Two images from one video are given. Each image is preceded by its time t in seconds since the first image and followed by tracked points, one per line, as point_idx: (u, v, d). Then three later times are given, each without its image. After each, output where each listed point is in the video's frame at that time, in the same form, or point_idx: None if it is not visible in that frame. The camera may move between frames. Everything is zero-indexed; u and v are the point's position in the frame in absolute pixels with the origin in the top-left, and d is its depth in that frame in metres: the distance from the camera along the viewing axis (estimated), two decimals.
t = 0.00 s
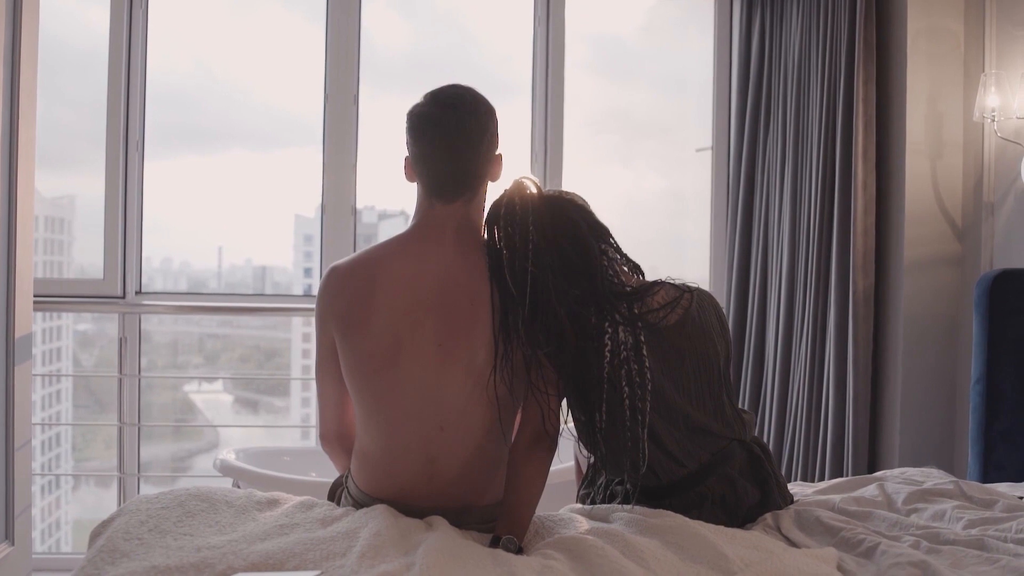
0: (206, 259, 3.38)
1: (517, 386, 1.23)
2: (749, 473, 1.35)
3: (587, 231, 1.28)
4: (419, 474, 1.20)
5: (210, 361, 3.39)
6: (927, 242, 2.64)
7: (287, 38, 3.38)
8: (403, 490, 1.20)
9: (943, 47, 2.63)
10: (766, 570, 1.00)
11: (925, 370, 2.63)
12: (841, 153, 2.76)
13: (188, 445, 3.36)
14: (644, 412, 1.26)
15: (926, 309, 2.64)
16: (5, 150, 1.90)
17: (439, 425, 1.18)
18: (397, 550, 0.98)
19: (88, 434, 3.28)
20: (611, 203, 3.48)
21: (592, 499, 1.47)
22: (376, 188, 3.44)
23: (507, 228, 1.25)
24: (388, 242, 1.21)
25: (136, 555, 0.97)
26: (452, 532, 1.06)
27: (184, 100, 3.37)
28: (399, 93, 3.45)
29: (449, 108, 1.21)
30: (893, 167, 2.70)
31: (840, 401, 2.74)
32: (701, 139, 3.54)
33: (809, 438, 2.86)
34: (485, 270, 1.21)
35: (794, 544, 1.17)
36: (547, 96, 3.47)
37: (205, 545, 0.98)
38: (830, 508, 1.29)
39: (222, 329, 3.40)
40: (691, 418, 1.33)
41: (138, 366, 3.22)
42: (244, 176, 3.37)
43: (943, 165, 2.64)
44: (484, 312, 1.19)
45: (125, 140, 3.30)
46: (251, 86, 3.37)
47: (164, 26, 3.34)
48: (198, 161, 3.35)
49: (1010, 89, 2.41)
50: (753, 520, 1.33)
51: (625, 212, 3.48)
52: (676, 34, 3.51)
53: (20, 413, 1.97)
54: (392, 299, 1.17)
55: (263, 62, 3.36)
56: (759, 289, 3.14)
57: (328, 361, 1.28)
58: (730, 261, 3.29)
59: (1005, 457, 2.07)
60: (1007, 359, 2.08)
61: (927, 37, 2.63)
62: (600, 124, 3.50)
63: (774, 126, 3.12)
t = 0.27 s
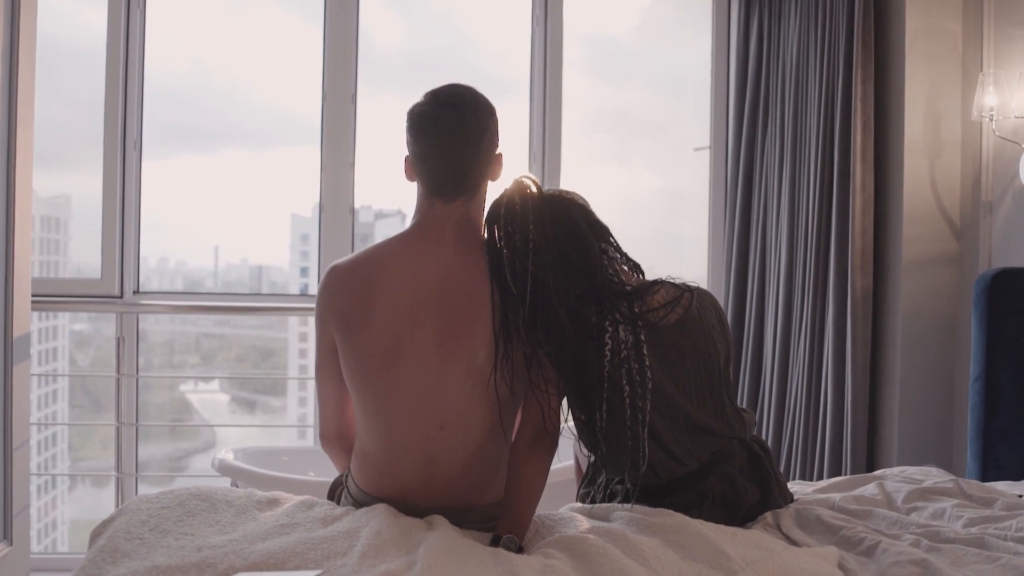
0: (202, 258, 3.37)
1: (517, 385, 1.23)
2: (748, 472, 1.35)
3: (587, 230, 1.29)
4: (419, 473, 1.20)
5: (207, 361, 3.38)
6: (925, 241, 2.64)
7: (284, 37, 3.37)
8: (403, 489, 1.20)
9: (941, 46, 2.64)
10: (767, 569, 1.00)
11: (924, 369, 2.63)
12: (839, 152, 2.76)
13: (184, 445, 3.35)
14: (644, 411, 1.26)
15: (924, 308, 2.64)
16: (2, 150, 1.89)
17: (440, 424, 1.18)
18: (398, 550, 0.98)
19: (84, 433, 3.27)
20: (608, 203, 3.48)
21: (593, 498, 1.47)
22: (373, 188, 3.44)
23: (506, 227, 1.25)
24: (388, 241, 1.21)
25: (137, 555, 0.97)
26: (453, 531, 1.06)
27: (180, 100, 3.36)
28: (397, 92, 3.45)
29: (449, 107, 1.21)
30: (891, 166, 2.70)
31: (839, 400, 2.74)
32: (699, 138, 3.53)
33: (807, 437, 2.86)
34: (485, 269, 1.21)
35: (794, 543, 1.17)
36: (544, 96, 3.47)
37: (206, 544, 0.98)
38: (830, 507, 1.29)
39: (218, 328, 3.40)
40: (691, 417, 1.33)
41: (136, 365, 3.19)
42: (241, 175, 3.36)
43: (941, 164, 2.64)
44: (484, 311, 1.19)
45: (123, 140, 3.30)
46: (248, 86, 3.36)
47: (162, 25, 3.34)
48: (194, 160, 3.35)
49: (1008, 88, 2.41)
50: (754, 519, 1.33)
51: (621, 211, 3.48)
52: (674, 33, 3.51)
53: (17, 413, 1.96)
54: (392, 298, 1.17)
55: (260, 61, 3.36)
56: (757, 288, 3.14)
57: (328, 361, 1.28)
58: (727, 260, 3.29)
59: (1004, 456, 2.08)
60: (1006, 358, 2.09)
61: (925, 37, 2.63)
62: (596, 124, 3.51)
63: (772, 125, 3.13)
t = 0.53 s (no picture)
0: (198, 258, 3.36)
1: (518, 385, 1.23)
2: (748, 470, 1.35)
3: (587, 229, 1.29)
4: (420, 473, 1.20)
5: (203, 361, 3.36)
6: (923, 240, 2.65)
7: (282, 37, 3.37)
8: (404, 489, 1.20)
9: (940, 45, 2.64)
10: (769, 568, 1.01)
11: (923, 368, 2.64)
12: (837, 151, 2.77)
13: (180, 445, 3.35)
14: (644, 410, 1.27)
15: (922, 306, 2.65)
16: None
17: (440, 424, 1.18)
18: (399, 549, 0.98)
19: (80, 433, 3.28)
20: (605, 202, 3.48)
21: (592, 497, 1.47)
22: (370, 187, 3.43)
23: (507, 227, 1.25)
24: (388, 241, 1.21)
25: (138, 554, 0.97)
26: (453, 530, 1.06)
27: (177, 99, 3.35)
28: (394, 92, 3.44)
29: (449, 106, 1.21)
30: (889, 165, 2.71)
31: (837, 399, 2.75)
32: (697, 138, 3.53)
33: (806, 436, 2.87)
34: (485, 268, 1.21)
35: (794, 541, 1.17)
36: (542, 95, 3.46)
37: (206, 544, 0.98)
38: (830, 506, 1.29)
39: (214, 327, 3.36)
40: (691, 416, 1.34)
41: (134, 365, 3.24)
42: (238, 174, 3.35)
43: (939, 163, 2.65)
44: (485, 311, 1.19)
45: (120, 139, 3.30)
46: (245, 84, 3.36)
47: (160, 25, 3.33)
48: (191, 159, 3.34)
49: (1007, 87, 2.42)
50: (753, 518, 1.33)
51: (619, 211, 3.48)
52: (673, 32, 3.51)
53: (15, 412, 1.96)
54: (391, 298, 1.17)
55: (258, 60, 3.35)
56: (755, 287, 3.14)
57: (328, 360, 1.28)
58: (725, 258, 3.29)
59: (1002, 455, 2.09)
60: (1005, 357, 2.09)
61: (924, 36, 2.63)
62: (593, 124, 3.51)
63: (770, 124, 3.13)
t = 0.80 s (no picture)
0: (194, 257, 3.36)
1: (519, 384, 1.23)
2: (748, 469, 1.35)
3: (588, 229, 1.29)
4: (421, 472, 1.19)
5: (199, 360, 3.35)
6: (921, 240, 2.65)
7: (279, 37, 3.36)
8: (404, 489, 1.20)
9: (938, 45, 2.64)
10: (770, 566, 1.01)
11: (921, 367, 2.64)
12: (835, 150, 2.77)
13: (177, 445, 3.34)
14: (645, 409, 1.27)
15: (921, 306, 2.65)
16: None
17: (440, 424, 1.18)
18: (400, 548, 0.98)
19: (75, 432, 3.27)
20: (602, 202, 3.49)
21: (592, 497, 1.47)
22: (367, 187, 3.43)
23: (507, 228, 1.26)
24: (388, 240, 1.21)
25: (139, 554, 0.97)
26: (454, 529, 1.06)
27: (174, 99, 3.34)
28: (391, 92, 3.44)
29: (449, 106, 1.21)
30: (887, 164, 2.71)
31: (835, 399, 2.75)
32: (694, 138, 3.53)
33: (804, 435, 2.87)
34: (485, 268, 1.21)
35: (795, 540, 1.18)
36: (540, 95, 3.46)
37: (208, 543, 0.98)
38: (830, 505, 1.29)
39: (211, 327, 3.35)
40: (691, 415, 1.34)
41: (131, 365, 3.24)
42: (234, 173, 3.35)
43: (937, 162, 2.65)
44: (485, 310, 1.19)
45: (118, 138, 3.29)
46: (243, 83, 3.35)
47: (159, 25, 3.33)
48: (187, 159, 3.33)
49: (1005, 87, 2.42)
50: (753, 517, 1.33)
51: (616, 211, 3.48)
52: (671, 31, 3.51)
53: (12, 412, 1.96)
54: (392, 298, 1.17)
55: (256, 59, 3.35)
56: (753, 287, 3.15)
57: (327, 359, 1.28)
58: (723, 258, 3.29)
59: (1001, 453, 2.09)
60: (1003, 356, 2.09)
61: (922, 36, 2.64)
62: (591, 123, 3.51)
63: (768, 123, 3.13)
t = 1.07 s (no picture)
0: (191, 257, 3.36)
1: (519, 383, 1.23)
2: (747, 468, 1.36)
3: (589, 228, 1.29)
4: (421, 472, 1.19)
5: (196, 360, 3.33)
6: (920, 239, 2.65)
7: (278, 37, 3.36)
8: (405, 488, 1.20)
9: (937, 45, 2.65)
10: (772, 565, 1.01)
11: (920, 367, 2.65)
12: (834, 150, 2.77)
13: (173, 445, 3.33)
14: (646, 408, 1.27)
15: (919, 306, 2.65)
16: None
17: (442, 422, 1.17)
18: (401, 547, 0.98)
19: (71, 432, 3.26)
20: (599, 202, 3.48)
21: (593, 496, 1.47)
22: (365, 187, 3.43)
23: (508, 227, 1.25)
24: (389, 239, 1.21)
25: (140, 554, 0.97)
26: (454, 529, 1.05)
27: (171, 98, 3.34)
28: (389, 91, 3.44)
29: (448, 105, 1.21)
30: (886, 164, 2.71)
31: (834, 398, 2.75)
32: (693, 138, 3.52)
33: (803, 435, 2.87)
34: (486, 267, 1.21)
35: (796, 539, 1.18)
36: (539, 94, 3.46)
37: (209, 543, 0.98)
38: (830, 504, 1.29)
39: (207, 327, 3.34)
40: (691, 414, 1.34)
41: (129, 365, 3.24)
42: (232, 173, 3.34)
43: (936, 161, 2.66)
44: (487, 309, 1.19)
45: (117, 138, 3.29)
46: (241, 83, 3.35)
47: (158, 25, 3.32)
48: (185, 158, 3.33)
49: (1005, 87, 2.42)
50: (753, 517, 1.33)
51: (614, 210, 3.48)
52: (669, 32, 3.51)
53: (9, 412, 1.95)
54: (394, 296, 1.16)
55: (255, 59, 3.35)
56: (751, 288, 3.15)
57: (327, 358, 1.28)
58: (722, 258, 3.29)
59: (1001, 452, 2.09)
60: (1002, 355, 2.10)
61: (921, 35, 2.64)
62: (589, 123, 3.51)
63: (767, 123, 3.13)
